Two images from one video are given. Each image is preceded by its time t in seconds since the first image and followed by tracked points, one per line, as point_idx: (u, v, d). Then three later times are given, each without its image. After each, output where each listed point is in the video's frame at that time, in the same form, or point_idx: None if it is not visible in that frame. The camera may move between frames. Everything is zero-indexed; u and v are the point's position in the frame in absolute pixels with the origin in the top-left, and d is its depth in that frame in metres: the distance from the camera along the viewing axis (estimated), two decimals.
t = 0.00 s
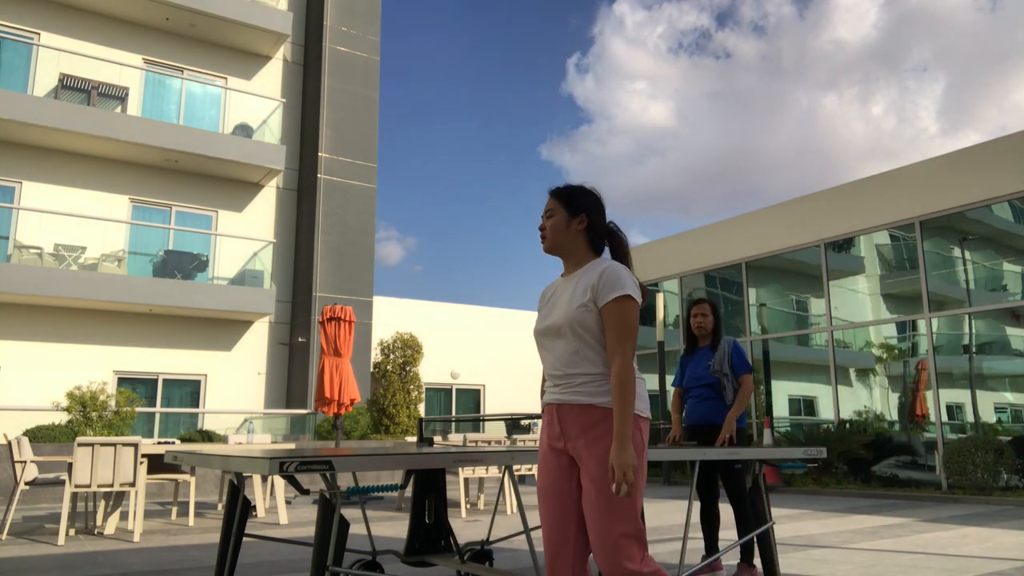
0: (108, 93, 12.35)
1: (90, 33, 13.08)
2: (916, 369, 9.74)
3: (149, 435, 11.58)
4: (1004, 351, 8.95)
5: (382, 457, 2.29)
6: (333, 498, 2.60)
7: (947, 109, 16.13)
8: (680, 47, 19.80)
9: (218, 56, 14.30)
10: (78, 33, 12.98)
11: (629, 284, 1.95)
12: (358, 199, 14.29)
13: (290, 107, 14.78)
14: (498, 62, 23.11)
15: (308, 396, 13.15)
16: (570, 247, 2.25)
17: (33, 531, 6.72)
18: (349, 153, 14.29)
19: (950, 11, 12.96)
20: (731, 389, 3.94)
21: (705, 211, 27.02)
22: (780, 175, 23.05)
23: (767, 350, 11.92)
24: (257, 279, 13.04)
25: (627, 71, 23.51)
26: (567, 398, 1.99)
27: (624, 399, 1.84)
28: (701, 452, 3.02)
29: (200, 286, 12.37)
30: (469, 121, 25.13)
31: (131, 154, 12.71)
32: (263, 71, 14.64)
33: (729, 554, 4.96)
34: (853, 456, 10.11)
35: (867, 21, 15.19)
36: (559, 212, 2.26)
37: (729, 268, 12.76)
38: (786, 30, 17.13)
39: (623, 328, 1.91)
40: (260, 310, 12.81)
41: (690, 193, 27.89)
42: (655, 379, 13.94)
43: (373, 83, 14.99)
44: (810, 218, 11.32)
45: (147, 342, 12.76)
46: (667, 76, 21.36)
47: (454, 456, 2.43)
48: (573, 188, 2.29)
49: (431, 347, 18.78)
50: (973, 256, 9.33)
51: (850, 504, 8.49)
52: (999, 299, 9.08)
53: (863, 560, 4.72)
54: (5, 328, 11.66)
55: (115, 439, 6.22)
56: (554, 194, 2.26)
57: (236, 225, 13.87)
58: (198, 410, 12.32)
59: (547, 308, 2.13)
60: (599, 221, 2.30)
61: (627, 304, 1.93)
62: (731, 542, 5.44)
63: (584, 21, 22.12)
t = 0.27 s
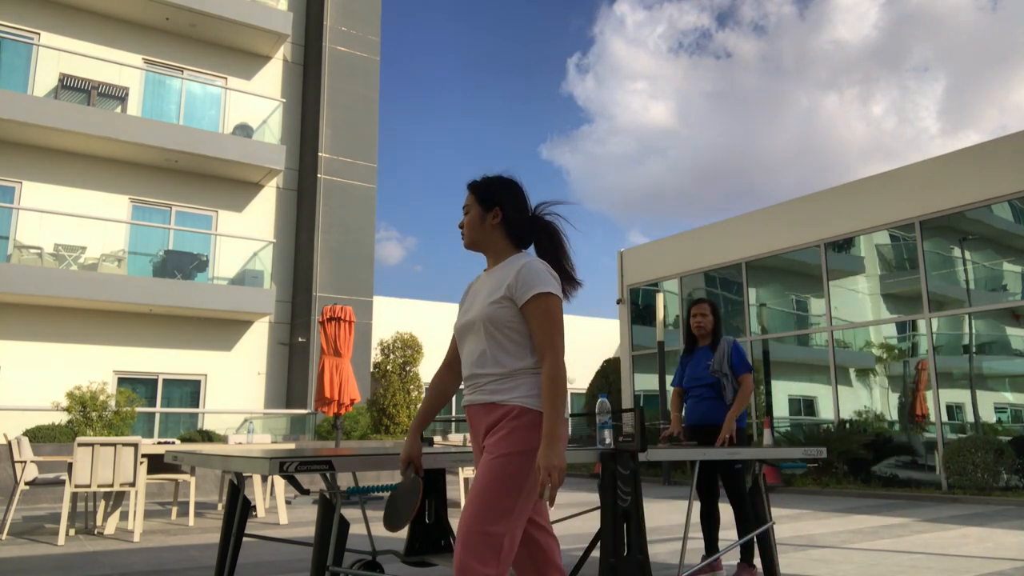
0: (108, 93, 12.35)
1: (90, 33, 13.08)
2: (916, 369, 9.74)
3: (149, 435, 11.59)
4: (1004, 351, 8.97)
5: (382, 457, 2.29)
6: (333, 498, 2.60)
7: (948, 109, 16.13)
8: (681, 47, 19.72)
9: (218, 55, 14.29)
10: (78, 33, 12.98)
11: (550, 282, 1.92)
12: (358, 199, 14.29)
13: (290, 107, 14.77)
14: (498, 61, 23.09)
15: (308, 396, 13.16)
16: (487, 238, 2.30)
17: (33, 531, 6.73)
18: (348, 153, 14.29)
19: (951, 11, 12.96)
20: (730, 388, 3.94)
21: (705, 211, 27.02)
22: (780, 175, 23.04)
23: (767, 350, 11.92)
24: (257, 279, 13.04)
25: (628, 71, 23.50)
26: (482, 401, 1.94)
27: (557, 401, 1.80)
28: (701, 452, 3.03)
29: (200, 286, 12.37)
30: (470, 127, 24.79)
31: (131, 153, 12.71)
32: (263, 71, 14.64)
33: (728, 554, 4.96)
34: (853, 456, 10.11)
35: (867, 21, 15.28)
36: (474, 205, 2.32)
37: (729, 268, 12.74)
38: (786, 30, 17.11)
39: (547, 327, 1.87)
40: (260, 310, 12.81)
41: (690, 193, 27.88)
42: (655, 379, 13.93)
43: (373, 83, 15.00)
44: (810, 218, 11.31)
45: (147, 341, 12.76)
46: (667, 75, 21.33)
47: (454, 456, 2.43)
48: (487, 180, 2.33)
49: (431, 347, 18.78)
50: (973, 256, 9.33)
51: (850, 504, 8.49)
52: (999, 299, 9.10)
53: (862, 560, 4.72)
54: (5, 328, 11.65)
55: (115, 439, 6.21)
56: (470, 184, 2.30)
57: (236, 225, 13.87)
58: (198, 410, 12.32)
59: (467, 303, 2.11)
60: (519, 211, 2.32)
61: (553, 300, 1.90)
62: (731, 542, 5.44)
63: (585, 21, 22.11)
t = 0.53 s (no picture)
0: (108, 93, 12.35)
1: (90, 33, 13.09)
2: (916, 369, 9.74)
3: (149, 435, 11.59)
4: (1004, 351, 8.97)
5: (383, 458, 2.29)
6: (332, 498, 2.63)
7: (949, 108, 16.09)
8: (682, 47, 19.73)
9: (218, 55, 14.30)
10: (78, 33, 12.98)
11: (439, 274, 1.69)
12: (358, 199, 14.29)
13: (290, 107, 14.77)
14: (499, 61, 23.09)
15: (308, 397, 13.15)
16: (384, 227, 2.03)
17: (33, 531, 6.73)
18: (348, 153, 14.30)
19: (951, 11, 12.96)
20: (729, 388, 3.95)
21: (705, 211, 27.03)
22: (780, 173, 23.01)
23: (767, 350, 11.92)
24: (257, 279, 13.04)
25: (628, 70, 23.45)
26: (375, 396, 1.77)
27: (432, 410, 1.58)
28: (701, 452, 3.03)
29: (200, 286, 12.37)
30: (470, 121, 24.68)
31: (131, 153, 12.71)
32: (263, 71, 14.64)
33: (728, 554, 4.96)
34: (854, 456, 10.10)
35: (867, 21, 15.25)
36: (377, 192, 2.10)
37: (729, 268, 12.73)
38: (787, 30, 17.08)
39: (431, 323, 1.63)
40: (260, 310, 12.81)
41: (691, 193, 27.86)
42: (655, 379, 13.93)
43: (373, 83, 14.99)
44: (810, 218, 11.31)
45: (147, 342, 12.76)
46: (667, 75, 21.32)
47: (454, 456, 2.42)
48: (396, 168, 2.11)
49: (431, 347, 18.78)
50: (973, 256, 9.32)
51: (850, 504, 8.48)
52: (998, 299, 9.10)
53: (863, 560, 4.72)
54: (5, 328, 11.66)
55: (115, 439, 6.21)
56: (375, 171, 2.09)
57: (236, 225, 13.87)
58: (198, 410, 12.33)
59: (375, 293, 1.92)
60: (421, 200, 2.03)
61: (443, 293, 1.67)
62: (731, 542, 5.44)
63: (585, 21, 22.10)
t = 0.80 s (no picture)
0: (108, 93, 12.35)
1: (90, 33, 13.09)
2: (916, 369, 9.74)
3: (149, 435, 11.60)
4: (1004, 351, 8.98)
5: (383, 457, 2.28)
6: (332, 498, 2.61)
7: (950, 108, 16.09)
8: (682, 47, 19.73)
9: (218, 55, 14.29)
10: (78, 33, 12.98)
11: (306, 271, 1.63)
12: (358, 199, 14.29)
13: (290, 107, 14.77)
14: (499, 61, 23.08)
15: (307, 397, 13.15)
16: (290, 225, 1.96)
17: (33, 531, 6.73)
18: (348, 153, 14.30)
19: (951, 10, 12.95)
20: (729, 387, 3.93)
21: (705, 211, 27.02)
22: (781, 173, 23.00)
23: (767, 350, 11.92)
24: (257, 279, 13.05)
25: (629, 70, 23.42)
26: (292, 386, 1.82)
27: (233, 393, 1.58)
28: (702, 452, 3.03)
29: (200, 286, 12.37)
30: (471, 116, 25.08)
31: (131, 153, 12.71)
32: (263, 71, 14.64)
33: (728, 554, 4.95)
34: (854, 456, 10.10)
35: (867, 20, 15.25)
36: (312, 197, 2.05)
37: (729, 268, 12.73)
38: (787, 29, 17.08)
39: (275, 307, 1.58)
40: (261, 310, 12.81)
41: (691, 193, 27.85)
42: (655, 379, 13.93)
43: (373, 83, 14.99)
44: (810, 218, 11.31)
45: (148, 342, 12.77)
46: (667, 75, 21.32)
47: (455, 456, 2.42)
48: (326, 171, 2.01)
49: (431, 347, 18.78)
50: (972, 256, 9.32)
51: (850, 504, 8.49)
52: (998, 299, 9.10)
53: (863, 560, 4.71)
54: (6, 328, 11.66)
55: (115, 439, 6.21)
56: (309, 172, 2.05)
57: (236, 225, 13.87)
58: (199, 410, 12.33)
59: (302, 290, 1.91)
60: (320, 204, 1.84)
61: (295, 284, 1.61)
62: (731, 543, 5.43)
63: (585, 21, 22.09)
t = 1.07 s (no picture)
0: (108, 93, 12.35)
1: (90, 33, 13.09)
2: (916, 369, 9.74)
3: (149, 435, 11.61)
4: (1004, 351, 8.97)
5: (382, 457, 2.28)
6: (332, 498, 2.62)
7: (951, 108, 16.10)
8: (682, 47, 19.73)
9: (218, 56, 14.30)
10: (78, 34, 12.97)
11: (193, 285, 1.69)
12: (358, 199, 14.30)
13: (290, 107, 14.77)
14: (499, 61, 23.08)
15: (308, 397, 13.14)
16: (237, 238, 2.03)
17: (33, 531, 6.73)
18: (348, 153, 14.30)
19: (952, 10, 12.94)
20: (729, 388, 3.93)
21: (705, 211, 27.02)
22: (781, 172, 23.00)
23: (767, 350, 11.92)
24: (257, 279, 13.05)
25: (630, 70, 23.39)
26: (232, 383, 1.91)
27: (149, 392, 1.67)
28: (701, 452, 3.03)
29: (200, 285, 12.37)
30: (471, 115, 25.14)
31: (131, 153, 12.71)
32: (263, 71, 14.64)
33: (728, 554, 4.96)
34: (853, 456, 10.09)
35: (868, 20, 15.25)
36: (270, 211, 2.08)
37: (729, 268, 12.73)
38: (788, 29, 17.08)
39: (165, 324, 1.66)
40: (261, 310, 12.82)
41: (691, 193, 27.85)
42: (655, 379, 13.93)
43: (373, 83, 14.99)
44: (810, 218, 11.30)
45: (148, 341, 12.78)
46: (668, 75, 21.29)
47: (455, 456, 2.43)
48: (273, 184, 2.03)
49: (431, 347, 18.78)
50: (972, 256, 9.32)
51: (850, 504, 8.49)
52: (998, 299, 9.10)
53: (863, 560, 4.72)
54: (6, 328, 11.66)
55: (115, 439, 6.22)
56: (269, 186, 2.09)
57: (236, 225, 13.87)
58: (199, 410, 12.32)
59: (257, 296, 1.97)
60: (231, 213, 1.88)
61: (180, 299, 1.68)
62: (731, 542, 5.44)
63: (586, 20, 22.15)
